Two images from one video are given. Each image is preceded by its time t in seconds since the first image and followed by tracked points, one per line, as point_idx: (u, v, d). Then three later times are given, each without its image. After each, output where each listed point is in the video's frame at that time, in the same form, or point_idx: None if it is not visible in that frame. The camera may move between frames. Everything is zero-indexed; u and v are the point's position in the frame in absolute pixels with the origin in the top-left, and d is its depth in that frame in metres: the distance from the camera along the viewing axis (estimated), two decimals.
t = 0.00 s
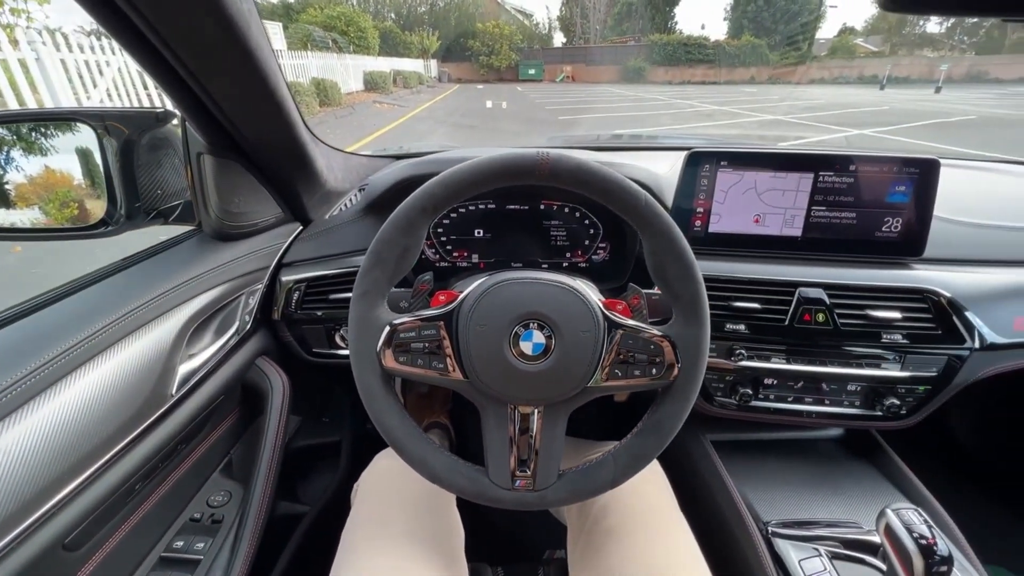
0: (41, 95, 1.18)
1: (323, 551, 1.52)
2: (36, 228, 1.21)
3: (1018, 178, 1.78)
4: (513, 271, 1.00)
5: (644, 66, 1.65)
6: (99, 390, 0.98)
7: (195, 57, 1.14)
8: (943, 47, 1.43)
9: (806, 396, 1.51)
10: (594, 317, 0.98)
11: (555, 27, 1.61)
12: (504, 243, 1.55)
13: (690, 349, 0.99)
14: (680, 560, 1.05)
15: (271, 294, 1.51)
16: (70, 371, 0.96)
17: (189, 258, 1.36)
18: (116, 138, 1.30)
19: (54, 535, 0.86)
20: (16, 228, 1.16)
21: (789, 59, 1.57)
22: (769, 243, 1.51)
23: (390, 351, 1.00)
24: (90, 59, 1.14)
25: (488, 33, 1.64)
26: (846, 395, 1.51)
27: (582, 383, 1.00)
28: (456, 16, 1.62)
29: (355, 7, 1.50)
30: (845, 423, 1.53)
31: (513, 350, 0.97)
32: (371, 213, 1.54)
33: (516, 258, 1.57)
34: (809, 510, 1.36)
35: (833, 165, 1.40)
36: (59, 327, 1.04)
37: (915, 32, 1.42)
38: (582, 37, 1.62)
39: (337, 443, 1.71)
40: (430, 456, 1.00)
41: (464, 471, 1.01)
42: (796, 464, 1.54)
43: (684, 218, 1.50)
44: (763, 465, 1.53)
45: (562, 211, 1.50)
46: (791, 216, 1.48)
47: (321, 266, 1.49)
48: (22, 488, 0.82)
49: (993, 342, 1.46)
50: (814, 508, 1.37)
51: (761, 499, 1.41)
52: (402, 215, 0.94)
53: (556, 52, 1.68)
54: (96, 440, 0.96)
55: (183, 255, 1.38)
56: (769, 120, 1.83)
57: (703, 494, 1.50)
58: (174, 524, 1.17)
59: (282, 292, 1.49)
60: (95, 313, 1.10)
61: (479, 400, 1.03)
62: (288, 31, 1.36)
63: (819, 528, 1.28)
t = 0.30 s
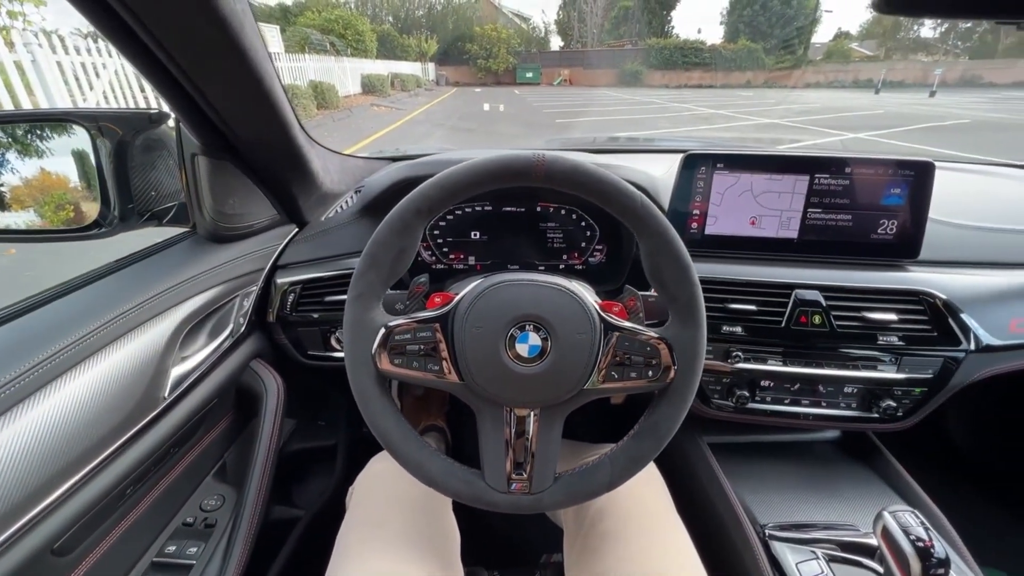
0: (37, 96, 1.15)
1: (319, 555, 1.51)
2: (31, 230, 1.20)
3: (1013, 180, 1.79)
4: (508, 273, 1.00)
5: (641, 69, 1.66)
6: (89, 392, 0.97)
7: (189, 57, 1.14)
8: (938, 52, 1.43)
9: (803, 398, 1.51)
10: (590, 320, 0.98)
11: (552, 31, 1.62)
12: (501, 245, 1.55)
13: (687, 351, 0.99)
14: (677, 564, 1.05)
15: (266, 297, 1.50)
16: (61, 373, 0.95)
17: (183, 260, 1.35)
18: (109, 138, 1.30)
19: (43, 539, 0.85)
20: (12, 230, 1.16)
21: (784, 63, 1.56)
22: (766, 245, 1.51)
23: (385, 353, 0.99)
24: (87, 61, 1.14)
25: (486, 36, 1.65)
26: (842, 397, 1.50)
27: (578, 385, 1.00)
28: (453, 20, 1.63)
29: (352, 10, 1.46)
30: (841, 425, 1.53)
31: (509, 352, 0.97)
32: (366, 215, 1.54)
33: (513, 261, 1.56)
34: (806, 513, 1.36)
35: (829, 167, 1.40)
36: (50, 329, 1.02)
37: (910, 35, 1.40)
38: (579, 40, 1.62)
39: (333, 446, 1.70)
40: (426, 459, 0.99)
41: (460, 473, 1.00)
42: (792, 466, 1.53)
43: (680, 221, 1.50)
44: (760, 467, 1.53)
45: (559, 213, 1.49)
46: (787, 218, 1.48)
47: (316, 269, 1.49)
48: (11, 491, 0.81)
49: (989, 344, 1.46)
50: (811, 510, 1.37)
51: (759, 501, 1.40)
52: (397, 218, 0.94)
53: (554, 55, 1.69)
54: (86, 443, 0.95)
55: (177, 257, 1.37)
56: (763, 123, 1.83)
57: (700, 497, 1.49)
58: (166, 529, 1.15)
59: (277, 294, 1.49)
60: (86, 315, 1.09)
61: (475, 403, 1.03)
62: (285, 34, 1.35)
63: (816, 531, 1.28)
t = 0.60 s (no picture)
0: (30, 100, 1.14)
1: (311, 561, 1.50)
2: (23, 233, 1.21)
3: (1003, 182, 1.80)
4: (502, 276, 0.99)
5: (636, 73, 1.66)
6: (75, 397, 0.96)
7: (178, 59, 1.13)
8: (929, 56, 1.45)
9: (797, 400, 1.51)
10: (584, 322, 0.97)
11: (548, 35, 1.65)
12: (496, 248, 1.54)
13: (681, 353, 0.98)
14: (672, 567, 1.04)
15: (258, 300, 1.49)
16: (47, 376, 0.94)
17: (174, 262, 1.34)
18: (97, 140, 1.27)
19: (27, 546, 0.83)
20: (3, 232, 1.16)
21: (778, 67, 1.57)
22: (760, 247, 1.51)
23: (377, 356, 0.98)
24: (81, 64, 1.13)
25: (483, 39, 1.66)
26: (836, 399, 1.50)
27: (572, 388, 0.99)
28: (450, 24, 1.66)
29: (349, 14, 1.47)
30: (835, 427, 1.52)
31: (502, 355, 0.96)
32: (361, 217, 1.53)
33: (507, 263, 1.56)
34: (801, 516, 1.35)
35: (822, 170, 1.41)
36: (37, 332, 1.01)
37: (902, 41, 1.41)
38: (575, 44, 1.66)
39: (326, 450, 1.69)
40: (418, 463, 0.98)
41: (452, 477, 0.99)
42: (787, 468, 1.53)
43: (674, 223, 1.50)
44: (756, 470, 1.53)
45: (553, 215, 1.49)
46: (780, 220, 1.48)
47: (309, 271, 1.48)
48: None
49: (981, 345, 1.46)
50: (806, 513, 1.37)
51: (754, 504, 1.40)
52: (389, 219, 0.93)
53: (550, 60, 1.75)
54: (71, 448, 0.93)
55: (168, 260, 1.35)
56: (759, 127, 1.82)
57: (695, 499, 1.49)
58: (154, 536, 1.14)
59: (269, 297, 1.47)
60: (74, 318, 1.07)
61: (468, 406, 1.02)
62: (280, 38, 1.37)
63: (812, 534, 1.28)
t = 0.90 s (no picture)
0: (18, 103, 1.13)
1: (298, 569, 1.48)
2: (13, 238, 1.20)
3: (991, 185, 1.81)
4: (490, 278, 0.98)
5: (628, 78, 1.67)
6: (49, 405, 0.94)
7: (157, 60, 1.11)
8: (916, 61, 1.45)
9: (788, 402, 1.51)
10: (573, 324, 0.96)
11: (542, 39, 1.65)
12: (486, 251, 1.53)
13: (671, 355, 0.98)
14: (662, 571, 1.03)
15: (245, 304, 1.47)
16: (20, 384, 0.91)
17: (156, 267, 1.32)
18: (79, 142, 1.25)
19: None
20: None
21: (767, 72, 1.58)
22: (750, 249, 1.51)
23: (363, 360, 0.97)
24: (70, 67, 1.12)
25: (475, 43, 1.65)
26: (827, 401, 1.50)
27: (561, 391, 0.98)
28: (443, 28, 1.60)
29: (342, 18, 1.43)
30: (826, 429, 1.52)
31: (490, 358, 0.95)
32: (349, 220, 1.52)
33: (497, 266, 1.55)
34: (792, 518, 1.35)
35: (810, 172, 1.41)
36: (11, 338, 0.99)
37: (890, 46, 1.42)
38: (568, 49, 1.67)
39: (315, 456, 1.67)
40: (406, 468, 0.97)
41: (440, 483, 0.98)
42: (779, 470, 1.53)
43: (664, 225, 1.49)
44: (747, 472, 1.52)
45: (543, 218, 1.48)
46: (770, 222, 1.48)
47: (296, 275, 1.46)
48: None
49: (969, 345, 1.47)
50: (796, 515, 1.36)
51: (745, 507, 1.39)
52: (375, 221, 0.91)
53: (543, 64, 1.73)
54: (44, 458, 0.91)
55: (150, 264, 1.33)
56: (750, 130, 1.84)
57: (686, 502, 1.48)
58: (134, 547, 1.12)
59: (255, 302, 1.45)
60: (50, 324, 1.05)
61: (456, 410, 1.01)
62: (273, 42, 1.36)
63: (803, 536, 1.27)
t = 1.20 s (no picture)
0: None
1: None
2: None
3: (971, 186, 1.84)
4: (473, 283, 0.97)
5: (617, 82, 1.66)
6: (18, 416, 0.91)
7: (129, 62, 1.09)
8: (897, 65, 1.48)
9: (775, 402, 1.51)
10: (557, 327, 0.96)
11: (530, 44, 1.64)
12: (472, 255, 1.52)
13: (656, 357, 0.97)
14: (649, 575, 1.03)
15: (226, 310, 1.45)
16: None
17: (133, 273, 1.29)
18: (53, 147, 1.22)
19: None
20: None
21: (754, 75, 1.59)
22: (734, 250, 1.52)
23: (346, 366, 0.95)
24: (51, 71, 1.09)
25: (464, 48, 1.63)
26: (812, 401, 1.51)
27: (547, 395, 0.97)
28: (431, 34, 1.58)
29: (331, 22, 1.45)
30: (811, 428, 1.53)
31: (475, 363, 0.95)
32: (333, 225, 1.50)
33: (483, 270, 1.54)
34: (778, 519, 1.35)
35: (793, 173, 1.42)
36: None
37: (871, 50, 1.45)
38: (556, 54, 1.64)
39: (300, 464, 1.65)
40: (390, 475, 0.95)
41: (425, 490, 0.97)
42: (765, 471, 1.53)
43: (649, 227, 1.49)
44: (734, 474, 1.52)
45: (528, 221, 1.47)
46: (754, 223, 1.49)
47: (278, 281, 1.44)
48: None
49: (950, 344, 1.48)
50: (783, 516, 1.37)
51: (732, 508, 1.39)
52: (356, 225, 0.90)
53: (531, 68, 1.70)
54: (12, 471, 0.88)
55: (127, 271, 1.30)
56: (738, 134, 1.79)
57: (675, 504, 1.48)
58: (109, 561, 1.09)
59: (237, 308, 1.43)
60: (19, 332, 1.02)
61: (440, 416, 1.00)
62: (260, 46, 1.35)
63: (790, 536, 1.27)
